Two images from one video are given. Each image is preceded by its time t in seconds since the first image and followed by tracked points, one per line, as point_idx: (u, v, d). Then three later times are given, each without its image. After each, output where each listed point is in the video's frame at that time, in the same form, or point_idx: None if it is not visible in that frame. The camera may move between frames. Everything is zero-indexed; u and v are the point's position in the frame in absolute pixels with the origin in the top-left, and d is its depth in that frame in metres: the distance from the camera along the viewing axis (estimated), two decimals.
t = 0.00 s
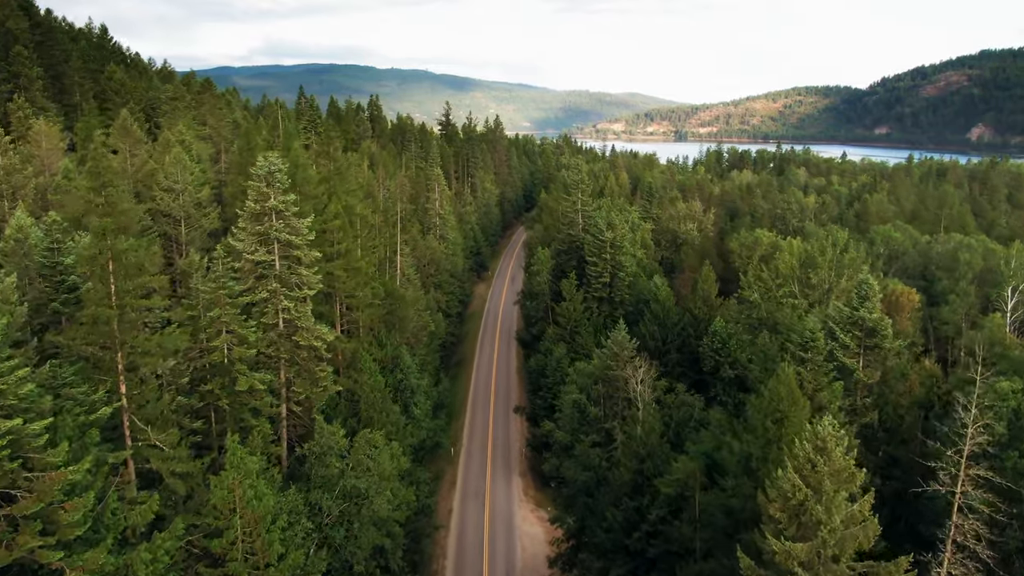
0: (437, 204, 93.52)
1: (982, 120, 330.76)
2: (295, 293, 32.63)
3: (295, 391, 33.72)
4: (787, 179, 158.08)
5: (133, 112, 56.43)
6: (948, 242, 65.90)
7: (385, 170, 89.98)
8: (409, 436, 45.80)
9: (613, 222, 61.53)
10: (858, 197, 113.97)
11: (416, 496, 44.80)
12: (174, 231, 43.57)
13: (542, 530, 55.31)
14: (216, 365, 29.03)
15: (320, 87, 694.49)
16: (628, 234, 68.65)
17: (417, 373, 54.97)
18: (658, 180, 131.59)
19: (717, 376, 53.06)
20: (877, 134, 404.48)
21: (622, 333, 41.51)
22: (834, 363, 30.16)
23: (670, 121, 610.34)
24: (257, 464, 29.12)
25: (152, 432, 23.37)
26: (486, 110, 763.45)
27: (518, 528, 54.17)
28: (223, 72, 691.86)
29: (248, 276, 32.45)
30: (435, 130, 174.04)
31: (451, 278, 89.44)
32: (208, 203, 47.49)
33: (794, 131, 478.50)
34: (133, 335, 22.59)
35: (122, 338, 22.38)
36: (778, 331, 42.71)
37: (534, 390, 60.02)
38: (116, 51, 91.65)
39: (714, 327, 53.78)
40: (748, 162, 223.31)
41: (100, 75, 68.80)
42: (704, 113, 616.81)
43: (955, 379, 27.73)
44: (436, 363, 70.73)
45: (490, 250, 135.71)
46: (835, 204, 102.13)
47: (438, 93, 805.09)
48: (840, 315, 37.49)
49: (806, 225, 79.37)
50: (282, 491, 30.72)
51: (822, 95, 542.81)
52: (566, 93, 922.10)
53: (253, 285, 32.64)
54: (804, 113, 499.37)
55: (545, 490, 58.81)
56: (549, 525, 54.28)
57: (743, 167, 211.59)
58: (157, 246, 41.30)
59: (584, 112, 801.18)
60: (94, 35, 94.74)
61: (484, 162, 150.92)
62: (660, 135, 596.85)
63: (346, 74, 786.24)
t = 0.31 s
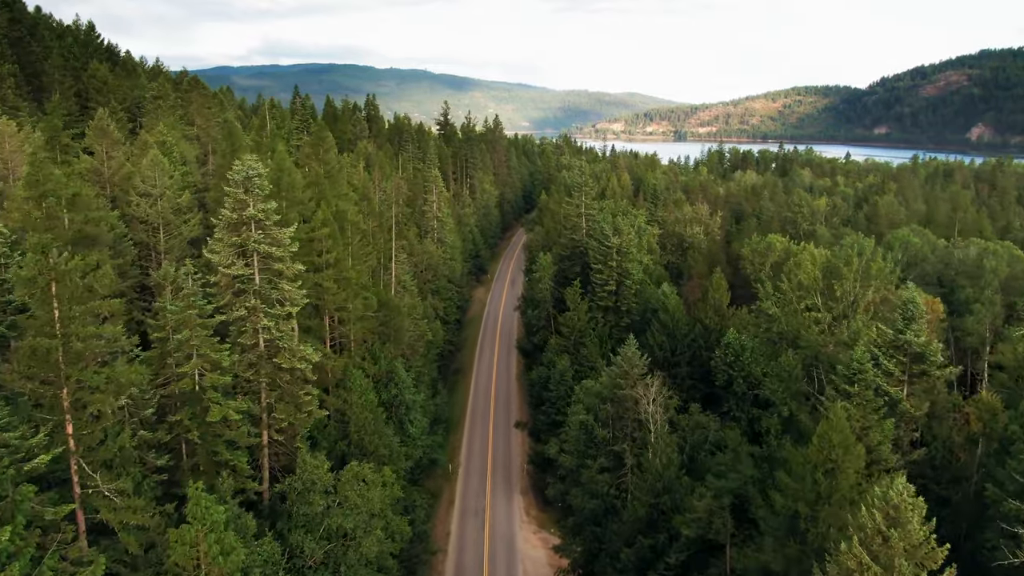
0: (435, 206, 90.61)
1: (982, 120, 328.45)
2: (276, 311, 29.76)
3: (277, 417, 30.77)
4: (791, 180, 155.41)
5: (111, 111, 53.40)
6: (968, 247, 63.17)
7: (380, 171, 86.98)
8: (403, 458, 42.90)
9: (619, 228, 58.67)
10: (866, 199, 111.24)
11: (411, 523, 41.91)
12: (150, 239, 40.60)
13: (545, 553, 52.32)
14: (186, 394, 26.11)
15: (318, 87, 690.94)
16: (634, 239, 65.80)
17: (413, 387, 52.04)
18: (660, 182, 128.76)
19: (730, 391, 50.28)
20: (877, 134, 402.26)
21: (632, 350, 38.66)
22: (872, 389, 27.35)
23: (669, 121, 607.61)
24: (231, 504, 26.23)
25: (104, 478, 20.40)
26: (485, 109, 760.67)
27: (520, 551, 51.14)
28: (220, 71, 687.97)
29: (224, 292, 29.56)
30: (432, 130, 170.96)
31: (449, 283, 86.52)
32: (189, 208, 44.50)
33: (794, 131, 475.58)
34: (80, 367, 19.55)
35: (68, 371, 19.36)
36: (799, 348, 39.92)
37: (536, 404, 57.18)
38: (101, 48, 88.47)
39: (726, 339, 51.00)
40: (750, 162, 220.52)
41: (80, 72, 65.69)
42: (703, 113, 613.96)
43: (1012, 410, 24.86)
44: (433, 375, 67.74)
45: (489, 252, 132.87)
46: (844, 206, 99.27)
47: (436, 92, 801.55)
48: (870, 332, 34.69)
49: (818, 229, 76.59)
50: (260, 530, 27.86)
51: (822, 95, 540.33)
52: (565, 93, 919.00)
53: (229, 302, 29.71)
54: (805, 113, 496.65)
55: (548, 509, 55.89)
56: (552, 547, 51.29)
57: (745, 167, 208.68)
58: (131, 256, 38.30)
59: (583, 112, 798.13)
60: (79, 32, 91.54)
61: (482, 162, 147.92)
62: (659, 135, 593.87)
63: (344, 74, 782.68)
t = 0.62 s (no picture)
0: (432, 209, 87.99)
1: (981, 120, 326.70)
2: (256, 329, 27.24)
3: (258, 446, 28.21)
4: (794, 181, 152.99)
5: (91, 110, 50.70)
6: (986, 252, 60.72)
7: (376, 172, 84.29)
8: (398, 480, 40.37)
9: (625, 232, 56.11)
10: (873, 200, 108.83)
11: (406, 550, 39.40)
12: (127, 246, 38.01)
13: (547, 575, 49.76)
14: (155, 424, 23.58)
15: (317, 86, 687.77)
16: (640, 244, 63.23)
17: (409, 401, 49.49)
18: (662, 183, 126.26)
19: (743, 406, 47.74)
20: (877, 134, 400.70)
21: (643, 366, 36.09)
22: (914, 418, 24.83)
23: (668, 121, 605.64)
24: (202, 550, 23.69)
25: (48, 533, 17.84)
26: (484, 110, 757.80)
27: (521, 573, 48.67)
28: (217, 71, 684.70)
29: (200, 309, 27.01)
30: (431, 130, 168.30)
31: (447, 288, 83.93)
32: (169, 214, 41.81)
33: (794, 131, 473.23)
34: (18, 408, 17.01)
35: (4, 412, 16.82)
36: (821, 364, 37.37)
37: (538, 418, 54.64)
38: (87, 45, 85.62)
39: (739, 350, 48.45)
40: (751, 162, 217.98)
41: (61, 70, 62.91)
42: (703, 113, 611.47)
43: None
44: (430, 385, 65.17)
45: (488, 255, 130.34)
46: (852, 207, 96.78)
47: (435, 92, 798.66)
48: (902, 349, 32.05)
49: (829, 233, 73.98)
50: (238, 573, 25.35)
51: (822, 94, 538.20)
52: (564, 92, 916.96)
53: (204, 320, 27.18)
54: (805, 112, 494.36)
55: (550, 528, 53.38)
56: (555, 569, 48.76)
57: (746, 167, 206.15)
58: (106, 265, 35.78)
59: (582, 112, 795.40)
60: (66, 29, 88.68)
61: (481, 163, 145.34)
62: (658, 135, 591.47)
63: (342, 73, 779.28)
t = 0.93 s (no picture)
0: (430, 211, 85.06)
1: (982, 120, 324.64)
2: (228, 353, 24.32)
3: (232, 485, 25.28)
4: (799, 182, 150.24)
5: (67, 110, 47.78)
6: (1011, 258, 57.84)
7: (372, 174, 81.35)
8: (392, 509, 37.52)
9: (632, 238, 53.29)
10: (883, 203, 106.05)
11: None
12: (97, 256, 35.17)
13: None
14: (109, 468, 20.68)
15: (315, 86, 684.52)
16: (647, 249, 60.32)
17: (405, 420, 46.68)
18: (666, 184, 123.40)
19: (759, 424, 44.97)
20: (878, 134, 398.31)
21: (656, 387, 33.29)
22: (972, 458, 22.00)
23: (668, 121, 602.81)
24: None
25: None
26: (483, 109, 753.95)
27: None
28: (216, 70, 681.67)
29: (165, 331, 24.07)
30: (428, 130, 165.30)
31: (445, 293, 81.10)
32: (145, 221, 38.91)
33: (795, 130, 470.74)
34: None
35: None
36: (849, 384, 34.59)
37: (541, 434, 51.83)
38: (72, 43, 82.66)
39: (755, 365, 45.65)
40: (754, 162, 215.14)
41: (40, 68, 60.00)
42: (703, 112, 608.74)
43: None
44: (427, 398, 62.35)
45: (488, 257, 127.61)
46: (863, 210, 93.95)
47: (433, 91, 795.66)
48: (944, 372, 29.15)
49: (842, 237, 71.17)
50: None
51: (822, 94, 535.75)
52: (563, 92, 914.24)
53: (171, 344, 24.28)
54: (805, 112, 491.77)
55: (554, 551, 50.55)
56: None
57: (749, 168, 203.39)
58: (73, 278, 32.96)
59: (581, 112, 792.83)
60: (50, 25, 85.62)
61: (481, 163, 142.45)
62: (657, 134, 588.82)
63: (341, 73, 775.72)
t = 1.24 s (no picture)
0: (427, 215, 82.14)
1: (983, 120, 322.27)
2: (193, 385, 21.40)
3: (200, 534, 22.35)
4: (803, 183, 147.48)
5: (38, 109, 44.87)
6: None
7: (366, 176, 78.44)
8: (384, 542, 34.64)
9: (640, 245, 50.38)
10: (892, 205, 103.30)
11: None
12: (62, 270, 32.25)
13: None
14: (48, 526, 17.73)
15: (313, 86, 681.33)
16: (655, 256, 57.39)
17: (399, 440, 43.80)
18: (669, 185, 120.57)
19: (777, 445, 42.11)
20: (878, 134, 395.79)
21: (672, 412, 30.40)
22: None
23: (668, 121, 600.02)
24: None
25: None
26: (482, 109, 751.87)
27: None
28: (213, 70, 678.50)
29: (120, 360, 21.09)
30: (427, 131, 162.39)
31: (443, 300, 78.18)
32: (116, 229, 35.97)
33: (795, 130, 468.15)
34: None
35: None
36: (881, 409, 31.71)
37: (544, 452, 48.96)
38: (55, 40, 79.67)
39: (773, 381, 42.75)
40: (756, 163, 212.40)
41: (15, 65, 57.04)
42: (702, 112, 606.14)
43: None
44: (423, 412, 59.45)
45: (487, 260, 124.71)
46: (874, 212, 91.12)
47: (432, 91, 792.75)
48: (994, 400, 26.27)
49: (856, 243, 68.26)
50: None
51: (822, 94, 533.22)
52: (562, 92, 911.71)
53: (129, 376, 21.32)
54: (806, 112, 489.29)
55: None
56: None
57: (751, 169, 200.64)
58: (33, 293, 30.00)
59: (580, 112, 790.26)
60: (33, 22, 82.66)
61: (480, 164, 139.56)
62: (656, 135, 586.16)
63: (340, 73, 772.71)
